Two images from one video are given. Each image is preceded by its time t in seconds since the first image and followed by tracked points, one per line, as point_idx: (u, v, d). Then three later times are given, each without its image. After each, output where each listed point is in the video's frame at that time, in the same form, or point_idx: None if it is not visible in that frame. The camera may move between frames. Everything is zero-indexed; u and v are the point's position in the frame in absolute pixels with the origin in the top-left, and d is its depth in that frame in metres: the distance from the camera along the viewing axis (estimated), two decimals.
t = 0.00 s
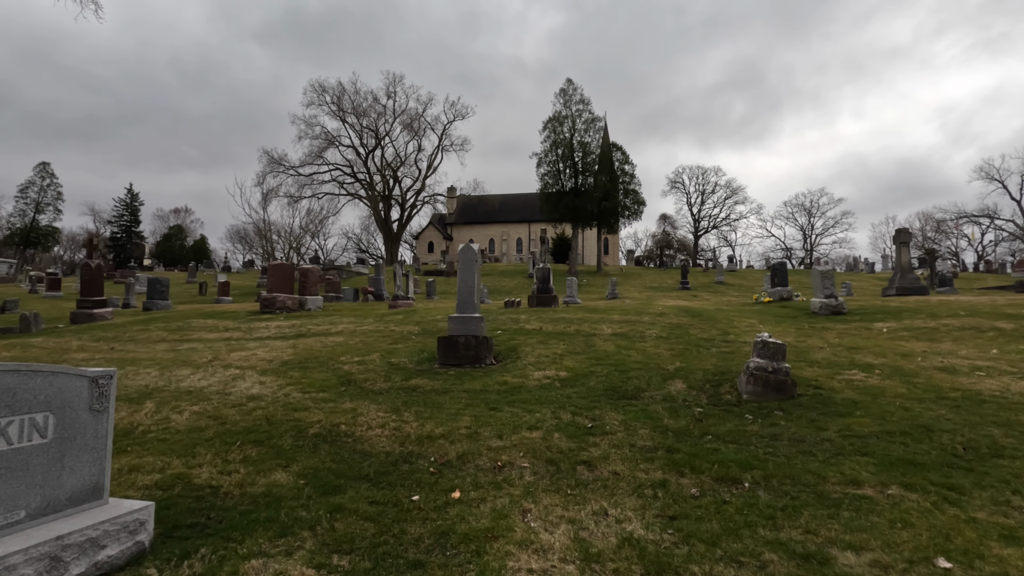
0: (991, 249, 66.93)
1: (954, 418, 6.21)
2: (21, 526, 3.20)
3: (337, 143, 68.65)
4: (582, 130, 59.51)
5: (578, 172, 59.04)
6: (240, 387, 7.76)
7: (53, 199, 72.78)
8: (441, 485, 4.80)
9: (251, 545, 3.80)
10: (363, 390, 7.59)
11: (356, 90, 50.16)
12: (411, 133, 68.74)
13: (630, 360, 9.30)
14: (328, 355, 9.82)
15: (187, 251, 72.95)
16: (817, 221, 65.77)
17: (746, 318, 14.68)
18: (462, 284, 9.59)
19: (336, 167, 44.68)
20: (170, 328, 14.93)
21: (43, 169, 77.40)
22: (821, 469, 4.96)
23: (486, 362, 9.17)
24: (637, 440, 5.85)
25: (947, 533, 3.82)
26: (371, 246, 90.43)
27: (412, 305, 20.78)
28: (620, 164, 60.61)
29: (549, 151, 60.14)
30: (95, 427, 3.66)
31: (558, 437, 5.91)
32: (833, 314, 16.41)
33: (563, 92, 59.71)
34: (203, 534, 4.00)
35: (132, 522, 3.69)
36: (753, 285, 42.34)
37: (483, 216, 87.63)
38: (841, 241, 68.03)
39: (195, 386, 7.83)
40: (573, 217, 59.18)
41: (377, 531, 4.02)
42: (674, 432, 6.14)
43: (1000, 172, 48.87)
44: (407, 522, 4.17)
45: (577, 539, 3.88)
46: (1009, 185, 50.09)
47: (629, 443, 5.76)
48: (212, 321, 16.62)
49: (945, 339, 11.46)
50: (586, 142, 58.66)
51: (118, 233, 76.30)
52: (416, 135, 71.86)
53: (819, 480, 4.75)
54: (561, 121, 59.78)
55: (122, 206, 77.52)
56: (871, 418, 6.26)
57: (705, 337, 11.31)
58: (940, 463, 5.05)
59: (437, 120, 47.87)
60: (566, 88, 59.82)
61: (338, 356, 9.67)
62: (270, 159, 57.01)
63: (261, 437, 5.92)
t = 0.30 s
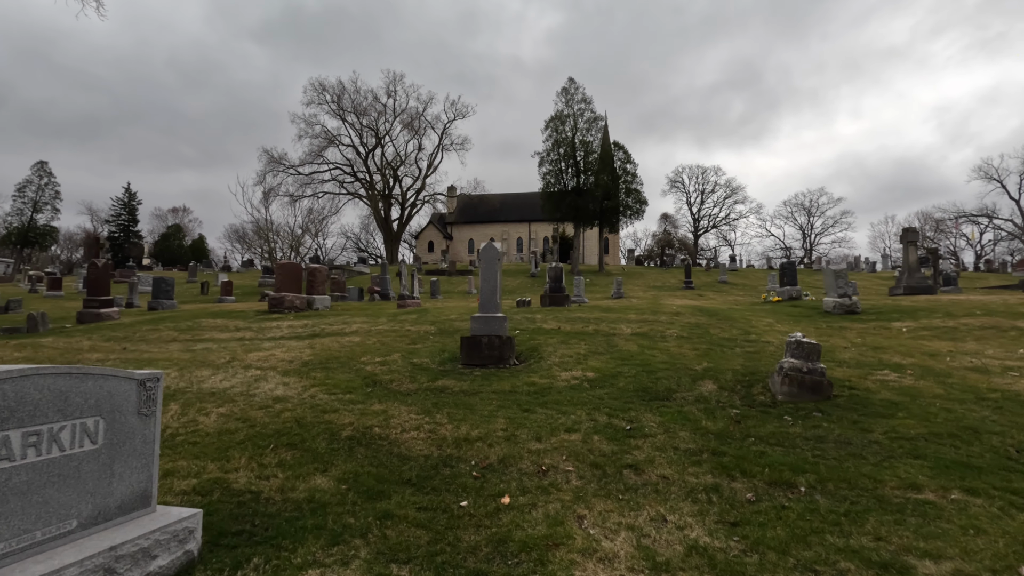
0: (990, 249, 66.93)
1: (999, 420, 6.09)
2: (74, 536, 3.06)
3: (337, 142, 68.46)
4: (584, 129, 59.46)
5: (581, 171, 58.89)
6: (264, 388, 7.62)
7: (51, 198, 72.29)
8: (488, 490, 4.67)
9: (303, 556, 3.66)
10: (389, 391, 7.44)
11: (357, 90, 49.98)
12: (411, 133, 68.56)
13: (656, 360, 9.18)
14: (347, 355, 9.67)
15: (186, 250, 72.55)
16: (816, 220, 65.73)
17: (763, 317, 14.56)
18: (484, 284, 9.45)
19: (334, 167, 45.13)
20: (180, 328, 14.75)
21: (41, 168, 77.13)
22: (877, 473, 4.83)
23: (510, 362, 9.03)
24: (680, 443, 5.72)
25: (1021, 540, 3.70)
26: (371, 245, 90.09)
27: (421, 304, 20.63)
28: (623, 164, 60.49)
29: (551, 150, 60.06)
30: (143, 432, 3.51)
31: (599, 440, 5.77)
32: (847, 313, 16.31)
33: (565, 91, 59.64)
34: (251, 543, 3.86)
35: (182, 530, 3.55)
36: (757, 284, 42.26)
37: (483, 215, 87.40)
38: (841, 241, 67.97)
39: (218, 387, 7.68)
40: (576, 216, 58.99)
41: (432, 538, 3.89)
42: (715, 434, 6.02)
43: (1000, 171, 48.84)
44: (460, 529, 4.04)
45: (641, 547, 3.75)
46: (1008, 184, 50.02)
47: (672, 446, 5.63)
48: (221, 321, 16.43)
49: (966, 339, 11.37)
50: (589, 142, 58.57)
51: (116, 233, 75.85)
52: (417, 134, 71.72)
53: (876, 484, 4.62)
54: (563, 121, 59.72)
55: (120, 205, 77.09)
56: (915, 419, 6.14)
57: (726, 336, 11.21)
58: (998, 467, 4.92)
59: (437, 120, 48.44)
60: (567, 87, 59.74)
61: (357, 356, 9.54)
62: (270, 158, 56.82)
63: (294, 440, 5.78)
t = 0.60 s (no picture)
0: (988, 248, 67.07)
1: None
2: (139, 550, 2.97)
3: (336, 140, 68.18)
4: (586, 128, 59.46)
5: (583, 170, 58.77)
6: (291, 392, 7.52)
7: (48, 196, 71.90)
8: (539, 498, 4.59)
9: (364, 568, 3.58)
10: (418, 395, 7.34)
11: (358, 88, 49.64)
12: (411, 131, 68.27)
13: (681, 362, 9.10)
14: (368, 357, 9.57)
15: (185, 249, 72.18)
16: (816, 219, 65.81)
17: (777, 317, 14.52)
18: (506, 285, 9.36)
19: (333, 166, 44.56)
20: (192, 329, 14.62)
21: (38, 166, 76.70)
22: (931, 479, 4.77)
23: (534, 364, 8.95)
24: (722, 448, 5.64)
25: None
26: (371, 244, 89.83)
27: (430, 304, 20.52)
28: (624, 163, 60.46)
29: (553, 149, 59.95)
30: (201, 442, 3.43)
31: (641, 445, 5.69)
32: (859, 313, 16.27)
33: (567, 90, 59.61)
34: (308, 554, 3.78)
35: (241, 542, 3.46)
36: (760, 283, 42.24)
37: (483, 214, 87.20)
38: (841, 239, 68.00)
39: (244, 391, 7.58)
40: (578, 216, 58.78)
41: (492, 549, 3.81)
42: (756, 438, 5.95)
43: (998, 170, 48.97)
44: (518, 538, 3.96)
45: (707, 558, 3.67)
46: (1006, 183, 50.17)
47: (715, 452, 5.55)
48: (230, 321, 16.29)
49: (986, 339, 11.33)
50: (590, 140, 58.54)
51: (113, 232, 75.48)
52: (417, 133, 71.59)
53: (933, 491, 4.56)
54: (564, 120, 59.67)
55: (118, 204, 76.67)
56: (956, 423, 6.08)
57: (747, 337, 11.15)
58: None
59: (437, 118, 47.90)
60: (569, 86, 59.72)
61: (379, 358, 9.44)
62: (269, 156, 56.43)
63: (331, 446, 5.68)
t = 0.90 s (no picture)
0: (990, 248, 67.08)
1: None
2: (219, 553, 2.93)
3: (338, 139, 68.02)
4: (590, 126, 59.51)
5: (587, 169, 58.69)
6: (323, 392, 7.48)
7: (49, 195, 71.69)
8: (593, 499, 4.56)
9: (433, 571, 3.54)
10: (451, 395, 7.30)
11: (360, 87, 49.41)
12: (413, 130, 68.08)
13: (709, 362, 9.07)
14: (393, 356, 9.53)
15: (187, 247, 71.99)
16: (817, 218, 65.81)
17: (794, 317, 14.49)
18: (533, 284, 9.32)
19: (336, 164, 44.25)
20: (207, 329, 14.55)
21: (38, 165, 76.43)
22: (985, 479, 4.74)
23: (561, 364, 8.91)
24: (768, 448, 5.61)
25: None
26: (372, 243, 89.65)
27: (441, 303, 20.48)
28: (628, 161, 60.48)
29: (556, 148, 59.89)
30: (271, 443, 3.39)
31: (686, 446, 5.66)
32: (874, 312, 16.23)
33: (570, 89, 59.66)
34: (374, 556, 3.74)
35: (310, 544, 3.43)
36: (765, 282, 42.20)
37: (484, 213, 87.11)
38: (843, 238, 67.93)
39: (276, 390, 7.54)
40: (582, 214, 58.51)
41: (557, 550, 3.78)
42: (799, 438, 5.92)
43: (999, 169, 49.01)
44: (580, 540, 3.93)
45: (777, 559, 3.64)
46: (1007, 182, 50.22)
47: (762, 452, 5.51)
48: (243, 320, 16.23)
49: (1007, 338, 11.31)
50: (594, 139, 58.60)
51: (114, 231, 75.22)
52: (419, 132, 71.55)
53: (990, 492, 4.53)
54: (568, 118, 59.70)
55: (118, 204, 76.42)
56: (999, 423, 6.04)
57: (770, 337, 11.11)
58: None
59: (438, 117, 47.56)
60: (572, 85, 59.78)
61: (405, 357, 9.40)
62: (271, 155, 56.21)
63: (374, 446, 5.65)
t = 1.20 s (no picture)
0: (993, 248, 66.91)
1: None
2: (283, 556, 2.84)
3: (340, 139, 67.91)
4: (593, 126, 59.45)
5: (590, 169, 58.65)
6: (350, 391, 7.39)
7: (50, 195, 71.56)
8: (643, 500, 4.46)
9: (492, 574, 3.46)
10: (480, 394, 7.21)
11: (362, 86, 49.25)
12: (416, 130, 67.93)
13: (735, 361, 8.98)
14: (414, 356, 9.44)
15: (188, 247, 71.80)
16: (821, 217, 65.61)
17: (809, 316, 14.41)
18: (556, 283, 9.23)
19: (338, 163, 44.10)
20: (219, 328, 14.45)
21: (39, 165, 76.30)
22: None
23: (586, 363, 8.82)
24: (811, 448, 5.51)
25: None
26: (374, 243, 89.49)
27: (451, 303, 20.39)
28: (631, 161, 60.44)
29: (560, 148, 59.86)
30: (328, 443, 3.29)
31: (727, 446, 5.56)
32: (890, 312, 16.12)
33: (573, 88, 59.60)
34: (429, 559, 3.64)
35: (367, 547, 3.32)
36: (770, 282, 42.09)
37: (486, 213, 86.97)
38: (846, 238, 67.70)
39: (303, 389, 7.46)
40: (586, 214, 58.46)
41: (615, 554, 3.68)
42: (840, 438, 5.83)
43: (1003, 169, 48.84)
44: (636, 542, 3.84)
45: (843, 562, 3.55)
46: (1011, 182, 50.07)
47: (805, 452, 5.42)
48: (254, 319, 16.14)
49: None
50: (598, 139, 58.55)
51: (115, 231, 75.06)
52: (421, 132, 71.43)
53: None
54: (571, 118, 59.65)
55: (120, 204, 76.30)
56: None
57: (791, 336, 11.01)
58: None
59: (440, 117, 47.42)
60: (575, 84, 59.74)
61: (426, 357, 9.31)
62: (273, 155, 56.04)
63: (409, 446, 5.56)
